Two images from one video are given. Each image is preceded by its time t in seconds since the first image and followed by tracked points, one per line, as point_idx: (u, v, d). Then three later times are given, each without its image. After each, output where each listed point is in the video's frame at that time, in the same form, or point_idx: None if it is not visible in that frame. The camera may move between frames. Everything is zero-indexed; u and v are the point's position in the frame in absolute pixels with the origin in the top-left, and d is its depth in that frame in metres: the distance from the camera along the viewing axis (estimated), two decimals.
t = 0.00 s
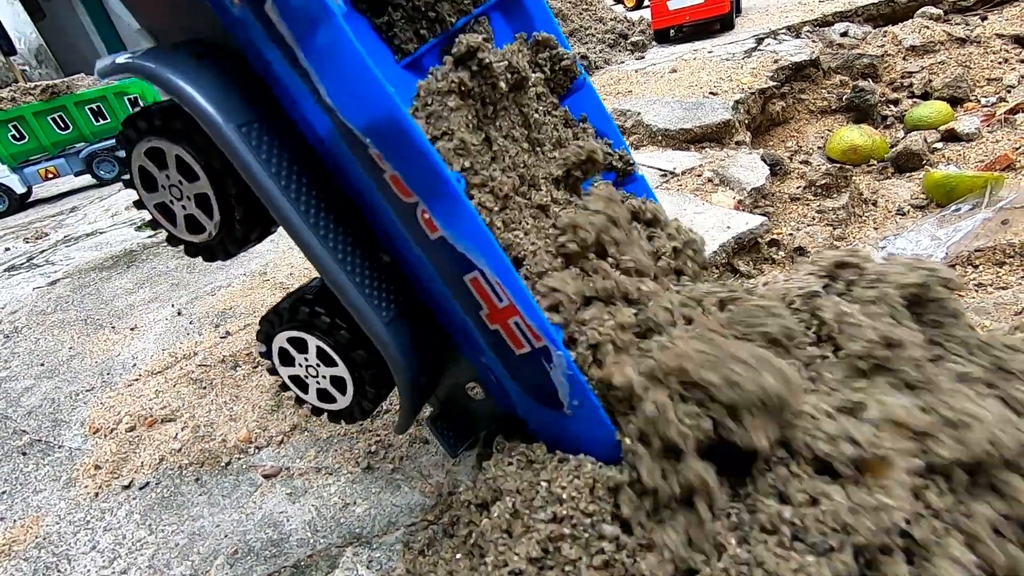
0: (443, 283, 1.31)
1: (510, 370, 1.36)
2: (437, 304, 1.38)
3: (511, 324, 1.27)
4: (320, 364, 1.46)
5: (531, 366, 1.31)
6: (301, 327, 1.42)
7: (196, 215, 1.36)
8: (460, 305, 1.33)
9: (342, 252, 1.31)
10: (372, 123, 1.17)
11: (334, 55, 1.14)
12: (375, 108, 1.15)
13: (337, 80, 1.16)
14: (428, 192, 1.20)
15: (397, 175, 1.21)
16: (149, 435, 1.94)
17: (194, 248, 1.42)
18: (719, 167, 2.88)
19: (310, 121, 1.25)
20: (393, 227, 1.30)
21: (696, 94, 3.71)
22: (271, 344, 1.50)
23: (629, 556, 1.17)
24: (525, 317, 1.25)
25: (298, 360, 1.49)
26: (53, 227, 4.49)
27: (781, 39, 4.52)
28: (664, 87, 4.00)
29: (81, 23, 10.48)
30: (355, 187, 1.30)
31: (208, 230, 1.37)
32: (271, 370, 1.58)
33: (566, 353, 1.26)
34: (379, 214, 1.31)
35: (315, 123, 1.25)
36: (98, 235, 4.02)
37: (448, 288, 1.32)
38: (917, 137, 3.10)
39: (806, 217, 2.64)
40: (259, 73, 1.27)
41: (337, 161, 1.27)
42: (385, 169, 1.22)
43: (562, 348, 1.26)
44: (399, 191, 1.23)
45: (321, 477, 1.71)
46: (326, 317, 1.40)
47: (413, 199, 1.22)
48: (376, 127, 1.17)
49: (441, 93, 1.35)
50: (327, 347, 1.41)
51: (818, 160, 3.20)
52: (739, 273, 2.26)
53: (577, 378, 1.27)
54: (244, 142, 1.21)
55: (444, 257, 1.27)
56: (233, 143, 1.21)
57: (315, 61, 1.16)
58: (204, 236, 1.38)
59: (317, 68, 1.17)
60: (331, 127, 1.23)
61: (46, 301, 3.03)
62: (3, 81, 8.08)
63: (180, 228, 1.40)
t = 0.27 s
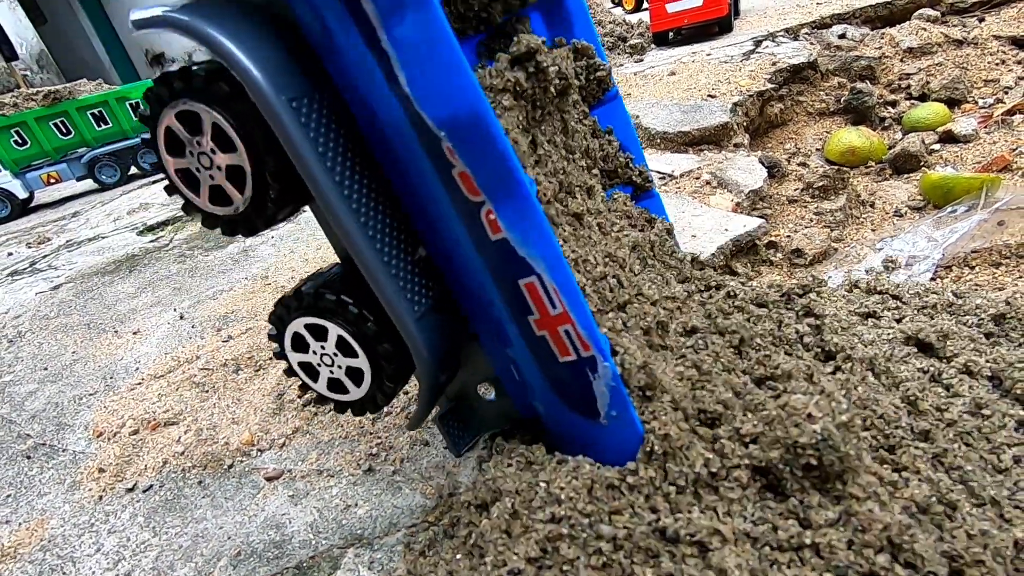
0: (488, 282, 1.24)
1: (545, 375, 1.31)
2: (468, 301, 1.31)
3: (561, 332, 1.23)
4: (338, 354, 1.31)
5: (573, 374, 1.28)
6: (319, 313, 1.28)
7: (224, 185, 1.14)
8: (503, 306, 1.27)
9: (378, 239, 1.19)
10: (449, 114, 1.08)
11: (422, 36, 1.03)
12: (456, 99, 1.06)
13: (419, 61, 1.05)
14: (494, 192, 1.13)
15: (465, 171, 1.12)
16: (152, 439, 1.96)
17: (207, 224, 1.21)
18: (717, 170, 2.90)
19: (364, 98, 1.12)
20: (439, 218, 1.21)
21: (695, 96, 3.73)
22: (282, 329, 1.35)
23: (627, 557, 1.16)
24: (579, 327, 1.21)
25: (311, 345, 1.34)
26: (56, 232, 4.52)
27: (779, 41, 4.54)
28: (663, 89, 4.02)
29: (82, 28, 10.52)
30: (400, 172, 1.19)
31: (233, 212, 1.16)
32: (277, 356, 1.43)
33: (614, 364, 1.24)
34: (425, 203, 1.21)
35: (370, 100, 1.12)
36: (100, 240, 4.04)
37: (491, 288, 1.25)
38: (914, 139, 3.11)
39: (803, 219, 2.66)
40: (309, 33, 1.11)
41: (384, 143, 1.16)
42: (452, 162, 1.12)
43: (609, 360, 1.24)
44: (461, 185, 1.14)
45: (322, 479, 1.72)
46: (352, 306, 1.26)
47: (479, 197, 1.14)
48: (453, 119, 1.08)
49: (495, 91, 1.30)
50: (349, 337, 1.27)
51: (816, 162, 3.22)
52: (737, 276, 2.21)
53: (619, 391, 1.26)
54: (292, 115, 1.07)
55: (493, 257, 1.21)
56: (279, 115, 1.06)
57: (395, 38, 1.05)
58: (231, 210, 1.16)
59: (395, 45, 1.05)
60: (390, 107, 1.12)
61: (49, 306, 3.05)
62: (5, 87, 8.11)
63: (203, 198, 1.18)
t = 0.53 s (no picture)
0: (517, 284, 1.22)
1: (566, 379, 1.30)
2: (491, 300, 1.29)
3: (588, 340, 1.22)
4: (350, 342, 1.25)
5: (595, 383, 1.27)
6: (333, 300, 1.21)
7: (247, 160, 1.09)
8: (530, 310, 1.24)
9: (405, 231, 1.16)
10: (501, 112, 1.05)
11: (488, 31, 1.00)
12: (512, 98, 1.03)
13: (480, 56, 1.01)
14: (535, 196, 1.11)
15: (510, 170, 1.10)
16: (154, 444, 1.97)
17: (223, 194, 1.16)
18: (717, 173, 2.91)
19: (410, 87, 1.08)
20: (471, 214, 1.18)
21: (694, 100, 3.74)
22: (292, 310, 1.28)
23: (629, 560, 1.15)
24: (609, 338, 1.20)
25: (321, 330, 1.27)
26: (57, 238, 4.53)
27: (778, 45, 4.56)
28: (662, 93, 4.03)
29: (83, 33, 10.55)
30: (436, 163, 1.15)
31: (253, 185, 1.11)
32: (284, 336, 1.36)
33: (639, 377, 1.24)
34: (458, 199, 1.17)
35: (417, 90, 1.08)
36: (102, 246, 4.05)
37: (518, 289, 1.23)
38: (913, 142, 3.12)
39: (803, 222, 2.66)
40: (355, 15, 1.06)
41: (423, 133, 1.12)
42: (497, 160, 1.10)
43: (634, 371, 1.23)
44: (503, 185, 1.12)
45: (325, 484, 1.73)
46: (371, 294, 1.20)
47: (520, 198, 1.12)
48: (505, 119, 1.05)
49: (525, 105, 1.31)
50: (363, 325, 1.21)
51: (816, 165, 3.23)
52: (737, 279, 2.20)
53: (639, 400, 1.27)
54: (331, 99, 1.03)
55: (523, 259, 1.19)
56: (318, 99, 1.02)
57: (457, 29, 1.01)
58: (252, 184, 1.11)
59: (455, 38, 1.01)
60: (437, 98, 1.08)
61: (51, 311, 3.06)
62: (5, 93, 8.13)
63: (222, 169, 1.12)
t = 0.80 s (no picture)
0: (537, 277, 1.21)
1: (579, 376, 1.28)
2: (508, 291, 1.27)
3: (606, 341, 1.21)
4: (357, 326, 1.23)
5: (608, 383, 1.26)
6: (342, 282, 1.18)
7: (271, 135, 1.04)
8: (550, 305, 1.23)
9: (426, 218, 1.14)
10: (542, 106, 1.02)
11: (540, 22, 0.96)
12: (556, 92, 1.00)
13: (527, 47, 0.98)
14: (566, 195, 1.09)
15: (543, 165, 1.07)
16: (153, 448, 1.97)
17: (237, 164, 1.12)
18: (716, 175, 2.91)
19: (447, 72, 1.05)
20: (497, 204, 1.16)
21: (693, 102, 3.75)
22: (299, 289, 1.25)
23: (628, 564, 1.15)
24: (629, 342, 1.19)
25: (329, 311, 1.25)
26: (57, 242, 4.53)
27: (776, 48, 4.57)
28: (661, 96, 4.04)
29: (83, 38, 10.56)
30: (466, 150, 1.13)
31: (272, 158, 1.07)
32: (287, 314, 1.33)
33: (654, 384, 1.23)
34: (484, 186, 1.15)
35: (455, 75, 1.05)
36: (102, 250, 4.05)
37: (538, 285, 1.21)
38: (912, 143, 3.13)
39: (802, 224, 2.66)
40: None
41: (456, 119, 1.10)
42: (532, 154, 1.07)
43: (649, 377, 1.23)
44: (534, 179, 1.09)
45: (324, 487, 1.73)
46: (383, 278, 1.18)
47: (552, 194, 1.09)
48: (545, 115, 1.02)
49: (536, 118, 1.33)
50: (372, 310, 1.19)
51: (815, 167, 3.23)
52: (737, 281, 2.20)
53: (651, 405, 1.25)
54: (363, 78, 0.99)
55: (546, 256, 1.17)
56: (349, 75, 0.98)
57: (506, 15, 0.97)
58: (272, 158, 1.07)
59: (504, 25, 0.97)
60: (475, 85, 1.05)
61: (50, 315, 3.06)
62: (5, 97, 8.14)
63: (242, 138, 1.08)
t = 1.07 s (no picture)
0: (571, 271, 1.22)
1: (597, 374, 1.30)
2: (534, 281, 1.29)
3: (633, 345, 1.22)
4: (372, 297, 1.25)
5: (627, 386, 1.28)
6: (363, 250, 1.19)
7: (306, 84, 1.05)
8: (581, 302, 1.25)
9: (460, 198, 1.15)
10: (607, 102, 1.05)
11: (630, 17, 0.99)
12: (627, 94, 1.03)
13: (608, 39, 1.00)
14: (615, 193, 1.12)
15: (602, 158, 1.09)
16: (153, 451, 1.96)
17: (264, 111, 1.13)
18: (714, 176, 2.91)
19: (513, 57, 1.08)
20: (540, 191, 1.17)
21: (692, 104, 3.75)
22: (316, 251, 1.26)
23: (627, 566, 1.15)
24: (656, 347, 1.21)
25: (346, 279, 1.26)
26: (57, 245, 4.53)
27: (774, 48, 4.57)
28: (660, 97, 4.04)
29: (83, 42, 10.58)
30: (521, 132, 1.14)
31: (304, 113, 1.08)
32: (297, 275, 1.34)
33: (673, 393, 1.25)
34: (528, 172, 1.17)
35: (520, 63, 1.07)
36: (101, 253, 4.05)
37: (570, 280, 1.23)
38: (911, 144, 3.13)
39: (801, 225, 2.66)
40: None
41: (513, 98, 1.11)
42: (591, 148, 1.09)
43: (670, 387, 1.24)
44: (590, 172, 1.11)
45: (323, 490, 1.72)
46: (406, 253, 1.19)
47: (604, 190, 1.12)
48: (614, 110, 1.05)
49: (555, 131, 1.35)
50: (389, 282, 1.21)
51: (813, 168, 3.23)
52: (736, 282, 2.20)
53: (667, 415, 1.27)
54: (418, 41, 1.00)
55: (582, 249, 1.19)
56: (403, 33, 0.99)
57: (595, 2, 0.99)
58: (304, 109, 1.08)
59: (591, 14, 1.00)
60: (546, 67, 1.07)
61: (50, 319, 3.06)
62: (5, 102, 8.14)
63: (273, 84, 1.08)
